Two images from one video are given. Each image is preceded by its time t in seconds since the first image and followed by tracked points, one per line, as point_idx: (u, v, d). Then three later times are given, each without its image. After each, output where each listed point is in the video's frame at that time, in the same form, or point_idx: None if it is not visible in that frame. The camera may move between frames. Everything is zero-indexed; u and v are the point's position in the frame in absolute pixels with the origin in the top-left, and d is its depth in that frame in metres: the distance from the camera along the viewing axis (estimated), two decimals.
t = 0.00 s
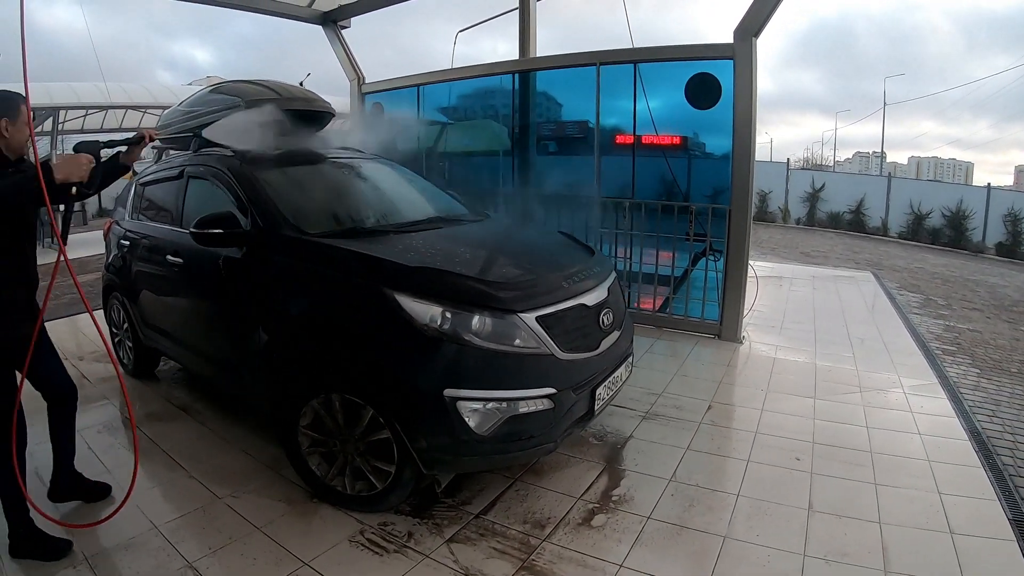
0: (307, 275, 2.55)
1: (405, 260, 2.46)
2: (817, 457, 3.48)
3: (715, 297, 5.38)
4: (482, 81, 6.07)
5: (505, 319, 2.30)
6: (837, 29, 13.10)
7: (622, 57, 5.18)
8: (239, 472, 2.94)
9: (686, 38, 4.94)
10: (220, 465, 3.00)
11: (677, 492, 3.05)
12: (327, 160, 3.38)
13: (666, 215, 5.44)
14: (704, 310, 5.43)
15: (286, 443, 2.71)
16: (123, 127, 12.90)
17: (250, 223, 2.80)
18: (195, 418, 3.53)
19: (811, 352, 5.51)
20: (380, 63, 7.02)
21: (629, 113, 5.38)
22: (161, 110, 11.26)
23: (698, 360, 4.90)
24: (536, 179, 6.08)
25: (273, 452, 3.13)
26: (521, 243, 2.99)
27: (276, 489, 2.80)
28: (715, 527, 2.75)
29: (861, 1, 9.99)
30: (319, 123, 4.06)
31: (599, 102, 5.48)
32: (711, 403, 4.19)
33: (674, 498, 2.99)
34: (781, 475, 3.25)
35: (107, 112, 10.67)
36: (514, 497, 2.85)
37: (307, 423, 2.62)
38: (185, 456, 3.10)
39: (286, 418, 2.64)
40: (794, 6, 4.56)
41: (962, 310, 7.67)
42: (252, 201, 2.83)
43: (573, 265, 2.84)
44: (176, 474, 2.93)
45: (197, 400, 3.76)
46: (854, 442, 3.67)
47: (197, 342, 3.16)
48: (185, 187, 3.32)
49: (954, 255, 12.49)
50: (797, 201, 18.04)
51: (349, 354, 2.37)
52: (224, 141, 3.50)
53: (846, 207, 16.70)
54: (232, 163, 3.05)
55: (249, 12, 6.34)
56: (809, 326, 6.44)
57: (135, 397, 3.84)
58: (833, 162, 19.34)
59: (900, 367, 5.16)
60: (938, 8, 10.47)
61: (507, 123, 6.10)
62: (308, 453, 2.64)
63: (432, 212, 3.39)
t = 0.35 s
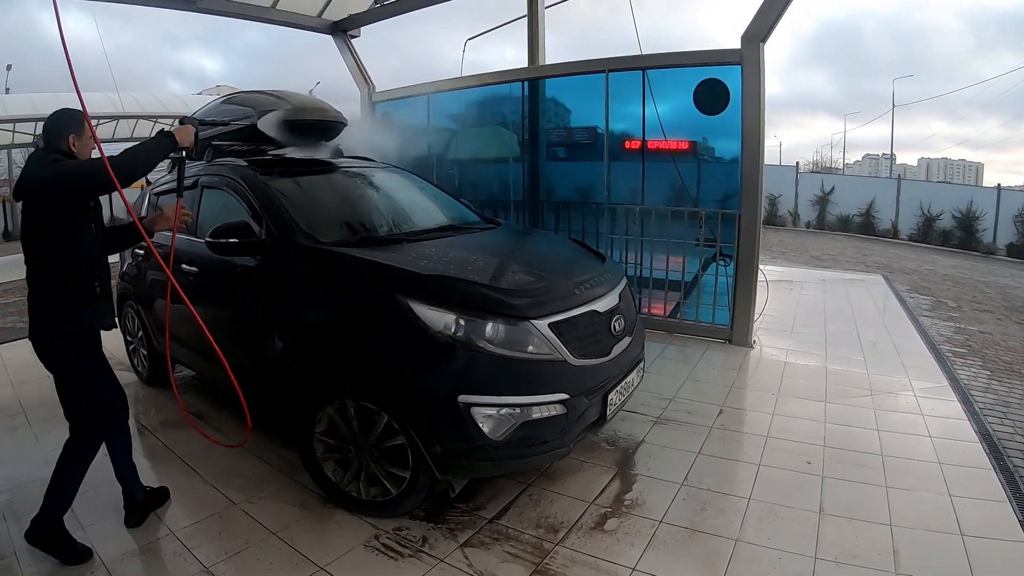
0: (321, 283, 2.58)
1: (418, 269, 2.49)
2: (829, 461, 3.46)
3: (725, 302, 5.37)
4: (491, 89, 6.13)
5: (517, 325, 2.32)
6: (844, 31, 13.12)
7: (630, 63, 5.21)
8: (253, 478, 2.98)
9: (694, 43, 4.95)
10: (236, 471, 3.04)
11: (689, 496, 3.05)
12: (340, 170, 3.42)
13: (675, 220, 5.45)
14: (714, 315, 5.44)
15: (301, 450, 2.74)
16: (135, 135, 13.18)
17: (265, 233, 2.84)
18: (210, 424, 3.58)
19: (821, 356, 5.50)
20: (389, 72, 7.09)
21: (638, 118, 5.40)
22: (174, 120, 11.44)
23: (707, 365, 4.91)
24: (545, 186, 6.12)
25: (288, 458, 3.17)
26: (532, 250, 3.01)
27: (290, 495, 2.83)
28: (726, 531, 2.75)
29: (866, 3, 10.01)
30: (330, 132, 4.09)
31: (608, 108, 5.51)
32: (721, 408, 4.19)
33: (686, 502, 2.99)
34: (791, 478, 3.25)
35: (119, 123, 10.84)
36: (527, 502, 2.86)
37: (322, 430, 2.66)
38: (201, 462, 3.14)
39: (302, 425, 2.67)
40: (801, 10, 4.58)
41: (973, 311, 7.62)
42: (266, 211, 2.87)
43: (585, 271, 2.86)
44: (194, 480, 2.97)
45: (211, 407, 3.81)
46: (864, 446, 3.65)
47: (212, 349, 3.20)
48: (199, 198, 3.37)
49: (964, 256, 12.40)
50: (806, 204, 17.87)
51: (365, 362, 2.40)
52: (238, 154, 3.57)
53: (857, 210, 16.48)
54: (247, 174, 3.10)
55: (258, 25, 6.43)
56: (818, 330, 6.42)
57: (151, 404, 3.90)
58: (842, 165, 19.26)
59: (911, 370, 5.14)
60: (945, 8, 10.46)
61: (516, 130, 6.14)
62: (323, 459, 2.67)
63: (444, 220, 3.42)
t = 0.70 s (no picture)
0: (324, 291, 2.61)
1: (420, 277, 2.51)
2: (832, 466, 3.46)
3: (727, 308, 5.37)
4: (492, 97, 6.17)
5: (519, 333, 2.34)
6: (845, 35, 13.22)
7: (631, 71, 5.25)
8: (256, 485, 2.99)
9: (694, 52, 4.99)
10: (239, 479, 3.06)
11: (692, 501, 3.06)
12: (343, 179, 3.45)
13: (677, 227, 5.47)
14: (717, 321, 5.42)
15: (304, 457, 2.76)
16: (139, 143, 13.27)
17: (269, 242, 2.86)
18: (214, 432, 3.61)
19: (823, 361, 5.50)
20: (391, 82, 7.15)
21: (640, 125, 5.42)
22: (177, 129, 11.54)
23: (709, 370, 4.92)
24: (547, 193, 6.14)
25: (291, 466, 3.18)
26: (534, 258, 3.03)
27: (293, 502, 2.84)
28: (728, 536, 2.76)
29: (867, 7, 10.09)
30: (334, 142, 4.12)
31: (609, 116, 5.54)
32: (724, 413, 4.20)
33: (688, 507, 3.00)
34: (794, 484, 3.25)
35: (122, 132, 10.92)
36: (530, 509, 2.87)
37: (325, 437, 2.67)
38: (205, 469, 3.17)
39: (305, 432, 2.69)
40: (801, 17, 4.61)
41: (975, 314, 7.61)
42: (270, 221, 2.90)
43: (586, 279, 2.88)
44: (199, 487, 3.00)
45: (215, 415, 3.84)
46: (867, 450, 3.65)
47: (215, 358, 3.23)
48: (203, 207, 3.41)
49: (967, 260, 12.38)
50: (809, 210, 17.46)
51: (368, 370, 2.42)
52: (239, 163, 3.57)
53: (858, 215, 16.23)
54: (250, 183, 3.12)
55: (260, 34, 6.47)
56: (820, 335, 6.42)
57: (155, 412, 3.93)
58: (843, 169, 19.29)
59: (913, 375, 5.13)
60: (946, 10, 10.52)
61: (517, 138, 6.18)
62: (327, 466, 2.69)
63: (447, 229, 3.44)
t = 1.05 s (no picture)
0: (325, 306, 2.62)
1: (421, 292, 2.53)
2: (835, 477, 3.44)
3: (728, 320, 5.37)
4: (492, 112, 6.23)
5: (519, 346, 2.35)
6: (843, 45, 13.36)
7: (630, 85, 5.30)
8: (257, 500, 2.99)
9: (692, 65, 5.04)
10: (240, 493, 3.05)
11: (694, 514, 3.05)
12: (344, 195, 3.47)
13: (676, 240, 5.49)
14: (717, 333, 5.42)
15: (305, 472, 2.76)
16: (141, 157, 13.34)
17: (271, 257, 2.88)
18: (214, 446, 3.61)
19: (825, 371, 5.49)
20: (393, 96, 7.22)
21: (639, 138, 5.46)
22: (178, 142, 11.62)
23: (710, 383, 4.92)
24: (547, 207, 6.17)
25: (291, 480, 3.17)
26: (534, 272, 3.05)
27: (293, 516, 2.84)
28: (731, 548, 2.74)
29: (864, 18, 10.22)
30: (335, 156, 4.16)
31: (608, 129, 5.58)
32: (726, 425, 4.19)
33: (691, 520, 2.98)
34: (797, 495, 3.24)
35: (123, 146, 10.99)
36: (532, 523, 2.87)
37: (327, 451, 2.68)
38: (205, 483, 3.17)
39: (306, 447, 2.69)
40: (797, 30, 4.66)
41: (976, 322, 7.60)
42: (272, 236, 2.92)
43: (586, 293, 2.89)
44: (199, 501, 2.99)
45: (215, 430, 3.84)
46: (870, 461, 3.64)
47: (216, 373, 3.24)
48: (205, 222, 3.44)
49: (967, 267, 12.40)
50: (809, 221, 17.34)
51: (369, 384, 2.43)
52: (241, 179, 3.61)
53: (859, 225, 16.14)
54: (252, 199, 3.15)
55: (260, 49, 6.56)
56: (822, 345, 6.41)
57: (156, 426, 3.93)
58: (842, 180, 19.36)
59: (915, 384, 5.12)
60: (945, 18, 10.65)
61: (517, 151, 6.22)
62: (328, 480, 2.69)
63: (448, 243, 3.45)
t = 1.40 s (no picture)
0: (335, 336, 2.64)
1: (429, 322, 2.55)
2: (848, 503, 3.39)
3: (737, 346, 5.36)
4: (499, 140, 6.32)
5: (526, 377, 2.36)
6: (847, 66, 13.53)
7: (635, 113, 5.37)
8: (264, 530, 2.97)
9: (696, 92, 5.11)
10: (247, 524, 3.04)
11: (705, 543, 3.00)
12: (352, 225, 3.52)
13: (683, 267, 5.51)
14: (727, 359, 5.42)
15: (313, 503, 2.75)
16: (151, 185, 13.54)
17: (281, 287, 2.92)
18: (221, 474, 3.60)
19: (835, 395, 5.43)
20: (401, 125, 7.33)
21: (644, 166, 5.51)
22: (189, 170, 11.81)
23: (720, 409, 4.88)
24: (554, 234, 6.21)
25: (299, 511, 3.16)
26: (541, 301, 3.06)
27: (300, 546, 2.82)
28: None
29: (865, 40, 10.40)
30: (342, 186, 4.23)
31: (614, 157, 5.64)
32: (735, 452, 4.15)
33: (702, 549, 2.94)
34: (810, 522, 3.19)
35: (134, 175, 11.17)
36: (541, 553, 2.84)
37: (334, 481, 2.68)
38: (212, 512, 3.16)
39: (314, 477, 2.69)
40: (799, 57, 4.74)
41: (987, 341, 7.54)
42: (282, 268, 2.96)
43: (593, 321, 2.90)
44: (206, 530, 2.98)
45: (222, 459, 3.83)
46: (883, 485, 3.58)
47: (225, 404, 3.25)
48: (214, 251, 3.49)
49: (977, 286, 12.34)
50: (817, 244, 17.25)
51: (377, 415, 2.44)
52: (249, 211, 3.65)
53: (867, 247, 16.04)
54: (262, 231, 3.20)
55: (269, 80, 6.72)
56: (831, 369, 6.35)
57: (163, 456, 3.94)
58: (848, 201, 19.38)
59: (927, 406, 5.06)
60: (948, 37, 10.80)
61: (524, 178, 6.29)
62: (336, 511, 2.68)
63: (456, 273, 3.48)
